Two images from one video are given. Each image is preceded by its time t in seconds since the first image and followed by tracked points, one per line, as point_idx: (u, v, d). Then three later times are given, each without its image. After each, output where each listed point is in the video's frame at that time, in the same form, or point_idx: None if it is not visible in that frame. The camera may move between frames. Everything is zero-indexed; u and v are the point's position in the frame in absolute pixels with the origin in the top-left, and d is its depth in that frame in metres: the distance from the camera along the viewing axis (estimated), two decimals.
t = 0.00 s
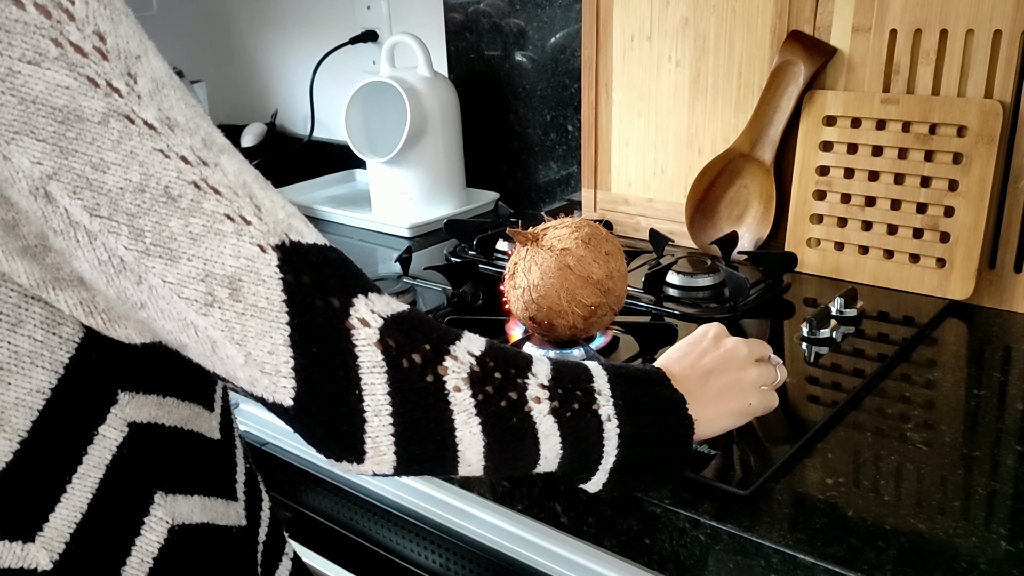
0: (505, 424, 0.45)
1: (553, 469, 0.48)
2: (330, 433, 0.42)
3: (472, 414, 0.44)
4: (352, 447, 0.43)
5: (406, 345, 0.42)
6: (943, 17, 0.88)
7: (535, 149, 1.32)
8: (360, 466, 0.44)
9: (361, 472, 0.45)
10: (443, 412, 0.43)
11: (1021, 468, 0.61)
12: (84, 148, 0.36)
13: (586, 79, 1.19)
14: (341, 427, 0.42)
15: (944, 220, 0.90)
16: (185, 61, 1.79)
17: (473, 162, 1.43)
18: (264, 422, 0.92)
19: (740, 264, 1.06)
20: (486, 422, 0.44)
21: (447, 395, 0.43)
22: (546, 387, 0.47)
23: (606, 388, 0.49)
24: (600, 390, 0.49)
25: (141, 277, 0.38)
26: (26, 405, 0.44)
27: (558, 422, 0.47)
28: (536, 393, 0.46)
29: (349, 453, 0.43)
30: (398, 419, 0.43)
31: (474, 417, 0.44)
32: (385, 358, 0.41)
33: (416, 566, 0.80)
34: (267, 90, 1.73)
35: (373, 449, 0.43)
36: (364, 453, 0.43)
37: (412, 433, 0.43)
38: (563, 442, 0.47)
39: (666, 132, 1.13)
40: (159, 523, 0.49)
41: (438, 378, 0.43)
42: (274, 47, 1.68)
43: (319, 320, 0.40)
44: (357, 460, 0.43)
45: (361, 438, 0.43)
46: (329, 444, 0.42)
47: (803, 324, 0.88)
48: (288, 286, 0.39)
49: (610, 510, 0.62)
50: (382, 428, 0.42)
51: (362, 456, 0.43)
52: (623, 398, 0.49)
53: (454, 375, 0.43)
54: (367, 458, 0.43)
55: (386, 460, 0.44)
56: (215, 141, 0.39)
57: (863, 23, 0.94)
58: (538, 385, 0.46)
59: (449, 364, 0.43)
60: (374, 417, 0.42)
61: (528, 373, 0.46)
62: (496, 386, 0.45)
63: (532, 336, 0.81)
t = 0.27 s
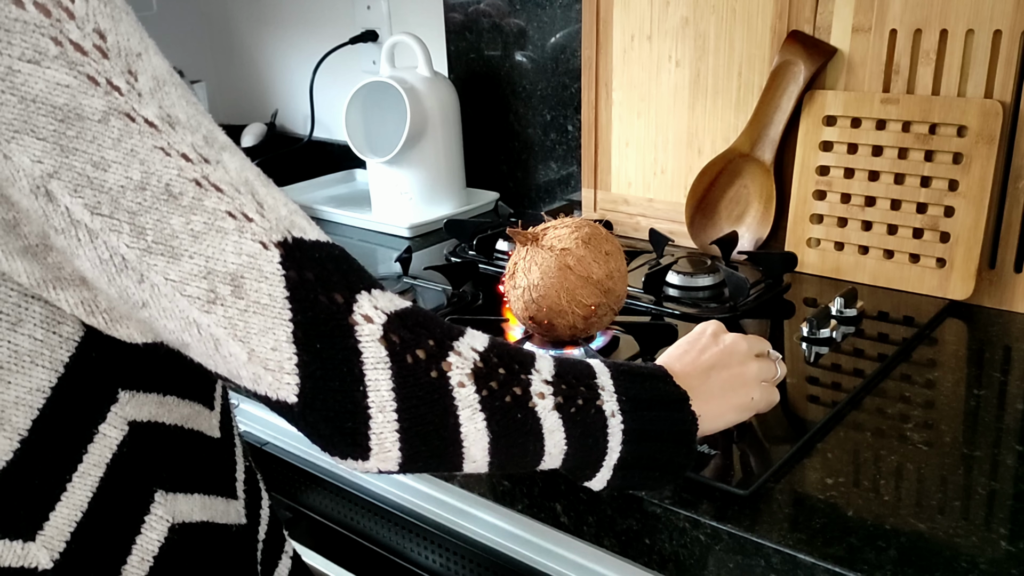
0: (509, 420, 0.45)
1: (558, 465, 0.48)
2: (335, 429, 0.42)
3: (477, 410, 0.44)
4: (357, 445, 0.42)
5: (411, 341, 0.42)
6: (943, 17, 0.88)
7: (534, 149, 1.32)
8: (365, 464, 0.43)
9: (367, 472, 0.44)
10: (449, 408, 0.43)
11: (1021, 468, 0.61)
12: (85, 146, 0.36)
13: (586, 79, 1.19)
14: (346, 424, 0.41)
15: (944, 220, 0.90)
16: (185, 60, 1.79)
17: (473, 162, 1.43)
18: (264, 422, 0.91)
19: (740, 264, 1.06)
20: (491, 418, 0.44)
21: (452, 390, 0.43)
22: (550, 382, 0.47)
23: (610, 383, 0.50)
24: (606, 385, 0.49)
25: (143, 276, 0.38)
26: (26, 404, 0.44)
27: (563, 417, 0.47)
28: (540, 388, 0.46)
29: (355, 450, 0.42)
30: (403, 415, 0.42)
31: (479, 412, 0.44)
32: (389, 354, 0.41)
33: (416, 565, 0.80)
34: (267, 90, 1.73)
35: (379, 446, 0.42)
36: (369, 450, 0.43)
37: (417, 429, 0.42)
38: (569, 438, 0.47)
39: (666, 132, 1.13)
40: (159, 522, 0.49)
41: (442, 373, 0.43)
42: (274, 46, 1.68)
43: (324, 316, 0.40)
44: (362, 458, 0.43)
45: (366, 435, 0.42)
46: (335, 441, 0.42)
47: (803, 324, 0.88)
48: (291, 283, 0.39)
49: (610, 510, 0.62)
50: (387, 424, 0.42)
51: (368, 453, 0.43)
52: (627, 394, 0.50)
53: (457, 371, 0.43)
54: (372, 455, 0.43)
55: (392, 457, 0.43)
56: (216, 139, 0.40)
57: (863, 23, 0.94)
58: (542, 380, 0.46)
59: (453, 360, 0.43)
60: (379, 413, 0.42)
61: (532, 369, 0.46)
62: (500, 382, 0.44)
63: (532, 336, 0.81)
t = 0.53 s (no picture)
0: (517, 409, 0.45)
1: (564, 456, 0.48)
2: (344, 421, 0.42)
3: (485, 398, 0.44)
4: (366, 434, 0.42)
5: (418, 331, 0.42)
6: (943, 17, 0.88)
7: (534, 149, 1.32)
8: (376, 454, 0.43)
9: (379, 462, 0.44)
10: (457, 397, 0.43)
11: (1021, 468, 0.61)
12: (90, 141, 0.36)
13: (586, 79, 1.19)
14: (355, 414, 0.42)
15: (944, 220, 0.90)
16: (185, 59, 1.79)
17: (473, 162, 1.43)
18: (265, 422, 0.92)
19: (740, 264, 1.06)
20: (498, 406, 0.44)
21: (459, 379, 0.43)
22: (556, 372, 0.47)
23: (615, 373, 0.49)
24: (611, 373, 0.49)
25: (150, 270, 0.38)
26: (30, 401, 0.44)
27: (570, 405, 0.47)
28: (546, 377, 0.46)
29: (363, 442, 0.43)
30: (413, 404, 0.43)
31: (487, 401, 0.44)
32: (396, 344, 0.41)
33: (416, 565, 0.80)
34: (267, 90, 1.73)
35: (389, 435, 0.43)
36: (379, 440, 0.43)
37: (428, 418, 0.43)
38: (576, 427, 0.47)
39: (666, 132, 1.13)
40: (162, 519, 0.49)
41: (449, 363, 0.43)
42: (274, 46, 1.68)
43: (331, 308, 0.40)
44: (372, 447, 0.43)
45: (376, 424, 0.42)
46: (343, 432, 0.42)
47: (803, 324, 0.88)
48: (296, 275, 0.39)
49: (610, 509, 0.62)
50: (396, 414, 0.42)
51: (378, 442, 0.43)
52: (632, 384, 0.50)
53: (464, 360, 0.43)
54: (383, 446, 0.43)
55: (402, 448, 0.43)
56: (220, 133, 0.39)
57: (864, 23, 0.94)
58: (548, 369, 0.47)
59: (459, 350, 0.43)
60: (388, 403, 0.42)
61: (537, 358, 0.46)
62: (507, 370, 0.45)
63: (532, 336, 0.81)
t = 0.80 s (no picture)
0: (528, 390, 0.45)
1: (574, 437, 0.49)
2: (358, 407, 0.42)
3: (497, 380, 0.44)
4: (383, 418, 0.43)
5: (428, 316, 0.43)
6: (943, 17, 0.88)
7: (534, 149, 1.32)
8: (392, 439, 0.44)
9: (396, 446, 0.45)
10: (470, 378, 0.44)
11: (1021, 468, 0.61)
12: (99, 134, 0.37)
13: (586, 79, 1.19)
14: (372, 399, 0.42)
15: (944, 220, 0.90)
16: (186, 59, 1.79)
17: (473, 162, 1.43)
18: (266, 423, 0.92)
19: (740, 264, 1.06)
20: (511, 388, 0.45)
21: (470, 362, 0.44)
22: (564, 353, 0.47)
23: (620, 354, 0.49)
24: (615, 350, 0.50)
25: (163, 260, 0.39)
26: (37, 397, 0.45)
27: (579, 386, 0.47)
28: (555, 358, 0.46)
29: (380, 426, 0.43)
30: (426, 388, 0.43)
31: (499, 383, 0.44)
32: (408, 328, 0.42)
33: (416, 566, 0.79)
34: (267, 90, 1.73)
35: (404, 420, 0.43)
36: (394, 424, 0.43)
37: (441, 403, 0.43)
38: (585, 408, 0.48)
39: (666, 132, 1.13)
40: (167, 515, 0.51)
41: (461, 346, 0.44)
42: (274, 46, 1.68)
43: (343, 293, 0.41)
44: (389, 432, 0.44)
45: (391, 410, 0.43)
46: (362, 417, 0.43)
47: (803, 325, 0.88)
48: (308, 262, 0.40)
49: (610, 510, 0.63)
50: (410, 398, 0.43)
51: (395, 428, 0.43)
52: (638, 363, 0.50)
53: (475, 343, 0.44)
54: (398, 430, 0.44)
55: (417, 432, 0.44)
56: (228, 124, 0.40)
57: (863, 23, 0.94)
58: (556, 351, 0.47)
59: (470, 333, 0.44)
60: (402, 386, 0.42)
61: (545, 340, 0.47)
62: (517, 353, 0.45)
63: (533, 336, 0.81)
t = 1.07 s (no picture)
0: (528, 382, 0.45)
1: (573, 429, 0.49)
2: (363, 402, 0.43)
3: (496, 375, 0.44)
4: (385, 414, 0.43)
5: (430, 312, 0.43)
6: (943, 17, 0.88)
7: (534, 149, 1.32)
8: (395, 434, 0.45)
9: (400, 441, 0.46)
10: (471, 374, 0.44)
11: (1021, 468, 0.61)
12: (104, 134, 0.37)
13: (586, 79, 1.19)
14: (374, 394, 0.43)
15: (944, 221, 0.90)
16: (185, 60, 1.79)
17: (473, 162, 1.43)
18: (265, 422, 0.92)
19: (740, 264, 1.06)
20: (511, 383, 0.45)
21: (471, 358, 0.44)
22: (562, 348, 0.47)
23: (617, 347, 0.49)
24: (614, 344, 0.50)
25: (168, 259, 0.39)
26: (40, 396, 0.45)
27: (577, 380, 0.47)
28: (553, 353, 0.46)
29: (383, 421, 0.44)
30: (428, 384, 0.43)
31: (498, 378, 0.44)
32: (409, 325, 0.42)
33: (416, 565, 0.79)
34: (267, 90, 1.73)
35: (405, 416, 0.44)
36: (397, 420, 0.44)
37: (442, 399, 0.43)
38: (583, 401, 0.48)
39: (666, 132, 1.13)
40: (170, 514, 0.51)
41: (461, 343, 0.44)
42: (274, 47, 1.68)
43: (345, 290, 0.41)
44: (390, 429, 0.44)
45: (393, 406, 0.43)
46: (365, 412, 0.43)
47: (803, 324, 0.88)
48: (311, 260, 0.40)
49: (610, 510, 0.63)
50: (412, 394, 0.43)
51: (397, 424, 0.44)
52: (634, 355, 0.50)
53: (475, 340, 0.44)
54: (401, 425, 0.44)
55: (419, 427, 0.44)
56: (230, 124, 0.40)
57: (864, 23, 0.94)
58: (554, 346, 0.47)
59: (470, 330, 0.44)
60: (404, 383, 0.43)
61: (544, 335, 0.47)
62: (516, 348, 0.45)
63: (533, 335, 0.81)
